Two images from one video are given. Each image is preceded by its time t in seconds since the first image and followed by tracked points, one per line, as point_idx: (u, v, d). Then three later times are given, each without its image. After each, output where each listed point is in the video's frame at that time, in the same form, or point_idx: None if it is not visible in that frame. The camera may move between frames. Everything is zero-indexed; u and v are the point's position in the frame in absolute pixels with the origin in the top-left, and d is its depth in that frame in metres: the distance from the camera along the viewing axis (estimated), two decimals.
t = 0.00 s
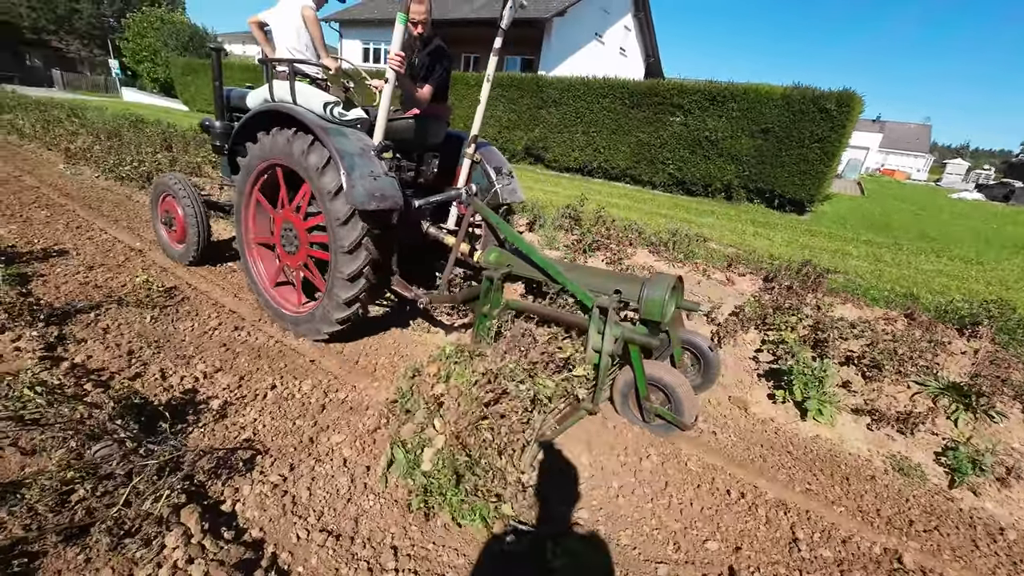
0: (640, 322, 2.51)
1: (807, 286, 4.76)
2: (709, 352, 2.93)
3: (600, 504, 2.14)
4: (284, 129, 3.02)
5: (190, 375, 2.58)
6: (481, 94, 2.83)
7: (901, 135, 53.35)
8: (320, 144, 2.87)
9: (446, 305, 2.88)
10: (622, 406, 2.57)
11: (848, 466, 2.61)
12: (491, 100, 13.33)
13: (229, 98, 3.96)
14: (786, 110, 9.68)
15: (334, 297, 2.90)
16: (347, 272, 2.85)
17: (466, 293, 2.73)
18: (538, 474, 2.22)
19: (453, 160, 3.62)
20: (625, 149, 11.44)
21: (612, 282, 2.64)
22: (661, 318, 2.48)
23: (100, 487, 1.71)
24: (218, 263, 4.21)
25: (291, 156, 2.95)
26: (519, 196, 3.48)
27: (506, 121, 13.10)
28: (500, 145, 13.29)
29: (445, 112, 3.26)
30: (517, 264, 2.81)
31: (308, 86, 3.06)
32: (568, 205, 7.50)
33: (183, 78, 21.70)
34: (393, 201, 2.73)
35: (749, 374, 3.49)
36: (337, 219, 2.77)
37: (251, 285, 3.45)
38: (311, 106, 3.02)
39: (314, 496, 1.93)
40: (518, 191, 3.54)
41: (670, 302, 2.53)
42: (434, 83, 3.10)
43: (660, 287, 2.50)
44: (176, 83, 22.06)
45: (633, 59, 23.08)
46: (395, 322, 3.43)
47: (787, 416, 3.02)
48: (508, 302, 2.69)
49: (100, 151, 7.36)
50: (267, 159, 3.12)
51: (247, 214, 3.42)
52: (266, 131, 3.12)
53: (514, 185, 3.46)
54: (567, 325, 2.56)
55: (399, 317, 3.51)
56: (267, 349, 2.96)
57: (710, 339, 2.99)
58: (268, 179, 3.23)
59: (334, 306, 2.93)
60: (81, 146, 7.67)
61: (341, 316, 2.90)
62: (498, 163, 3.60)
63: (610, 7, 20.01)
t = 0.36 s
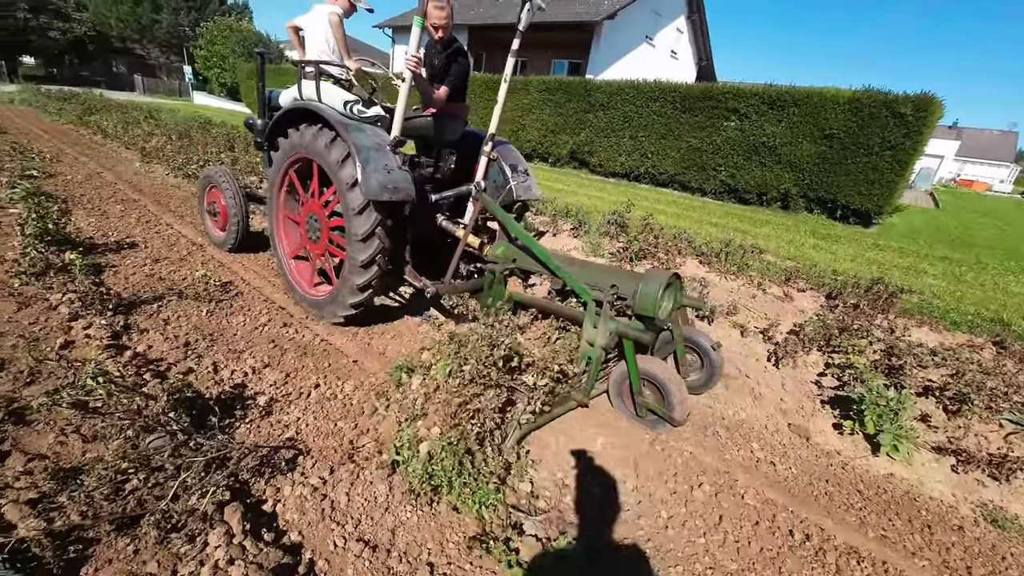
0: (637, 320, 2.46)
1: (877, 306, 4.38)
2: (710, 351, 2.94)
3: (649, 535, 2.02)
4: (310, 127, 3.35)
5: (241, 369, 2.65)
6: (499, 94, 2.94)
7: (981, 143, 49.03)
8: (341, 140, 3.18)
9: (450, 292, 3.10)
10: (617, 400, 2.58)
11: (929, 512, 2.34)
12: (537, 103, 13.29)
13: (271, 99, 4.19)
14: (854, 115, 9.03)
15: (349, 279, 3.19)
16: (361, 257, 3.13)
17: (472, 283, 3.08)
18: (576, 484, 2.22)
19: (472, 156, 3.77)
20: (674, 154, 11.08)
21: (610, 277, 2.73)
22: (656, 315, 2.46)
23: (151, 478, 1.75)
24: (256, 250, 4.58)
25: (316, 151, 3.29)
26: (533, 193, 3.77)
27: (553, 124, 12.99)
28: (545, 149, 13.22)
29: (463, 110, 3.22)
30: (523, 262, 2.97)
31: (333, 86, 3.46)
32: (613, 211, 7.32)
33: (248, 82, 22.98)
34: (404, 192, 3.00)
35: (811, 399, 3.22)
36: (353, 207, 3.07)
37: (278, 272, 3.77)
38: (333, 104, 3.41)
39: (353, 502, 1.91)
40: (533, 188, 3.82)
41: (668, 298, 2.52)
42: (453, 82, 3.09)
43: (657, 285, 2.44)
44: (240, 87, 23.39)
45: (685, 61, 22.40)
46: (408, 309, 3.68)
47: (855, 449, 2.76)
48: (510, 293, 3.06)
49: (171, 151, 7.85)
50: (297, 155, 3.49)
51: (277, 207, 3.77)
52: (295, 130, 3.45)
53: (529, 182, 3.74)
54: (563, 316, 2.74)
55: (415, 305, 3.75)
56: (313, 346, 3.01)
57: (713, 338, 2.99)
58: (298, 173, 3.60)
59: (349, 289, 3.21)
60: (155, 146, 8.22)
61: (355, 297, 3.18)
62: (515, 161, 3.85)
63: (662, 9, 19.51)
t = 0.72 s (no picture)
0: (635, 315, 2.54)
1: (947, 330, 4.02)
2: (713, 352, 2.90)
3: None
4: (330, 127, 3.51)
5: (279, 377, 2.59)
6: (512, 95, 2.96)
7: None
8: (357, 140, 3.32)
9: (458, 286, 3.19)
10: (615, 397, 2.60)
11: None
12: (572, 107, 13.12)
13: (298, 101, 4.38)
14: (913, 121, 8.47)
15: (361, 273, 3.31)
16: (372, 252, 3.25)
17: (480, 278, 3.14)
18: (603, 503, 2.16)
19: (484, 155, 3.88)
20: (714, 161, 10.73)
21: (611, 275, 2.74)
22: (655, 312, 2.52)
23: (192, 494, 1.70)
24: (280, 244, 4.78)
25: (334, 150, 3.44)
26: (544, 192, 3.82)
27: (587, 128, 12.78)
28: (579, 153, 13.03)
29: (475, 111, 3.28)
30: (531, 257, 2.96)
31: (349, 87, 3.74)
32: (651, 219, 7.09)
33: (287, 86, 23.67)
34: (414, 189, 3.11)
35: (880, 432, 2.95)
36: (367, 202, 3.20)
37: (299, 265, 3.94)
38: (349, 104, 3.66)
39: (394, 530, 1.83)
40: (543, 188, 3.86)
41: (665, 297, 2.59)
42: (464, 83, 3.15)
43: (657, 283, 2.51)
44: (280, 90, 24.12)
45: (723, 65, 21.75)
46: (420, 303, 3.80)
47: (935, 493, 2.50)
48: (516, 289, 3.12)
49: (214, 152, 8.05)
50: (316, 152, 3.64)
51: (300, 203, 3.95)
52: (316, 129, 3.62)
53: (540, 182, 3.78)
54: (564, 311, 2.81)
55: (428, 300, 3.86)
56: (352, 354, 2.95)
57: (717, 339, 2.95)
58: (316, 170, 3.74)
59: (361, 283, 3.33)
60: (200, 147, 8.45)
61: (366, 290, 3.30)
62: (527, 160, 3.92)
63: (700, 12, 19.04)
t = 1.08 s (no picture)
0: (632, 313, 2.48)
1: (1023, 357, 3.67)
2: (711, 351, 2.82)
3: None
4: (345, 126, 3.62)
5: (314, 393, 2.49)
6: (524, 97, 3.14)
7: None
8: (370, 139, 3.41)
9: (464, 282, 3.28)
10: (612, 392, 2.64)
11: None
12: (601, 112, 12.91)
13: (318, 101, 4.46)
14: (968, 128, 7.99)
15: (372, 268, 3.42)
16: (383, 247, 3.35)
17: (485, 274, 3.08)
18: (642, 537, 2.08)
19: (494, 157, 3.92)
20: (749, 168, 10.39)
21: (612, 272, 2.63)
22: (653, 312, 2.44)
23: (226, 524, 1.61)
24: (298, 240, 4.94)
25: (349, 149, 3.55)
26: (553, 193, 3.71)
27: (616, 133, 12.54)
28: (607, 159, 12.80)
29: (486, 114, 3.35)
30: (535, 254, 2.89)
31: (364, 88, 3.75)
32: (686, 228, 6.84)
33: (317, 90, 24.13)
34: (424, 188, 3.21)
35: (957, 471, 2.69)
36: (378, 201, 3.30)
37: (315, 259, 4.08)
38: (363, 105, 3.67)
39: (437, 570, 1.70)
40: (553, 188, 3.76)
41: (664, 296, 2.47)
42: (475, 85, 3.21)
43: (656, 283, 2.40)
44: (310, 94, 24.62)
45: (754, 69, 21.18)
46: (429, 298, 3.89)
47: None
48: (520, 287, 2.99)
49: (248, 155, 8.14)
50: (332, 151, 3.77)
51: (317, 200, 4.09)
52: (332, 129, 3.74)
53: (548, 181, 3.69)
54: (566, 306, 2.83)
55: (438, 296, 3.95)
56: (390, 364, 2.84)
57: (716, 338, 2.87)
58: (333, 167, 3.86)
59: (371, 277, 3.44)
60: (234, 149, 8.56)
61: (376, 284, 3.41)
62: (535, 162, 3.85)
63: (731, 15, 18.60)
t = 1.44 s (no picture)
0: (626, 309, 2.50)
1: None
2: (708, 352, 2.82)
3: None
4: (353, 125, 3.71)
5: (336, 415, 2.32)
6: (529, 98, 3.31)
7: None
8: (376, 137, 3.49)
9: (463, 279, 3.38)
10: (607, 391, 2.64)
11: None
12: (631, 118, 12.61)
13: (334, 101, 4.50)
14: None
15: (374, 264, 3.49)
16: (385, 243, 3.42)
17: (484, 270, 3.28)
18: None
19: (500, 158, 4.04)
20: (788, 176, 9.91)
21: (607, 270, 2.70)
22: (644, 309, 2.46)
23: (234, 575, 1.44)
24: (311, 237, 5.11)
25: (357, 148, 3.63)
26: (558, 192, 3.77)
27: (647, 139, 12.20)
28: (637, 165, 12.48)
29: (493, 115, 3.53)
30: (533, 252, 3.07)
31: (372, 90, 3.93)
32: (726, 240, 6.49)
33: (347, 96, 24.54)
34: (427, 186, 3.26)
35: None
36: (382, 198, 3.37)
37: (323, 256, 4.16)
38: (371, 105, 3.87)
39: None
40: (558, 188, 3.86)
41: (656, 293, 2.51)
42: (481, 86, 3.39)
43: (647, 281, 2.43)
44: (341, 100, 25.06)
45: (788, 75, 20.48)
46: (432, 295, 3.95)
47: None
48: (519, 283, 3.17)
49: (278, 159, 8.17)
50: (341, 150, 3.86)
51: (326, 199, 4.18)
52: (341, 128, 3.83)
53: (553, 182, 3.76)
54: (564, 304, 2.90)
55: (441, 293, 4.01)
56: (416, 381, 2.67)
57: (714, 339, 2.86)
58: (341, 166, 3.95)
59: (374, 272, 3.51)
60: (265, 153, 8.62)
61: (378, 280, 3.48)
62: (541, 162, 3.95)
63: (766, 20, 18.03)
